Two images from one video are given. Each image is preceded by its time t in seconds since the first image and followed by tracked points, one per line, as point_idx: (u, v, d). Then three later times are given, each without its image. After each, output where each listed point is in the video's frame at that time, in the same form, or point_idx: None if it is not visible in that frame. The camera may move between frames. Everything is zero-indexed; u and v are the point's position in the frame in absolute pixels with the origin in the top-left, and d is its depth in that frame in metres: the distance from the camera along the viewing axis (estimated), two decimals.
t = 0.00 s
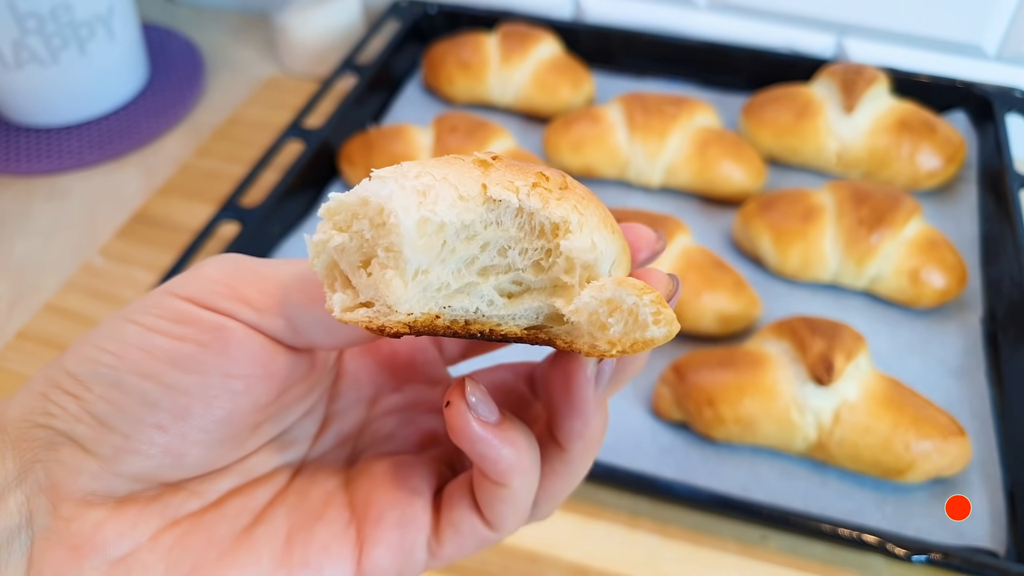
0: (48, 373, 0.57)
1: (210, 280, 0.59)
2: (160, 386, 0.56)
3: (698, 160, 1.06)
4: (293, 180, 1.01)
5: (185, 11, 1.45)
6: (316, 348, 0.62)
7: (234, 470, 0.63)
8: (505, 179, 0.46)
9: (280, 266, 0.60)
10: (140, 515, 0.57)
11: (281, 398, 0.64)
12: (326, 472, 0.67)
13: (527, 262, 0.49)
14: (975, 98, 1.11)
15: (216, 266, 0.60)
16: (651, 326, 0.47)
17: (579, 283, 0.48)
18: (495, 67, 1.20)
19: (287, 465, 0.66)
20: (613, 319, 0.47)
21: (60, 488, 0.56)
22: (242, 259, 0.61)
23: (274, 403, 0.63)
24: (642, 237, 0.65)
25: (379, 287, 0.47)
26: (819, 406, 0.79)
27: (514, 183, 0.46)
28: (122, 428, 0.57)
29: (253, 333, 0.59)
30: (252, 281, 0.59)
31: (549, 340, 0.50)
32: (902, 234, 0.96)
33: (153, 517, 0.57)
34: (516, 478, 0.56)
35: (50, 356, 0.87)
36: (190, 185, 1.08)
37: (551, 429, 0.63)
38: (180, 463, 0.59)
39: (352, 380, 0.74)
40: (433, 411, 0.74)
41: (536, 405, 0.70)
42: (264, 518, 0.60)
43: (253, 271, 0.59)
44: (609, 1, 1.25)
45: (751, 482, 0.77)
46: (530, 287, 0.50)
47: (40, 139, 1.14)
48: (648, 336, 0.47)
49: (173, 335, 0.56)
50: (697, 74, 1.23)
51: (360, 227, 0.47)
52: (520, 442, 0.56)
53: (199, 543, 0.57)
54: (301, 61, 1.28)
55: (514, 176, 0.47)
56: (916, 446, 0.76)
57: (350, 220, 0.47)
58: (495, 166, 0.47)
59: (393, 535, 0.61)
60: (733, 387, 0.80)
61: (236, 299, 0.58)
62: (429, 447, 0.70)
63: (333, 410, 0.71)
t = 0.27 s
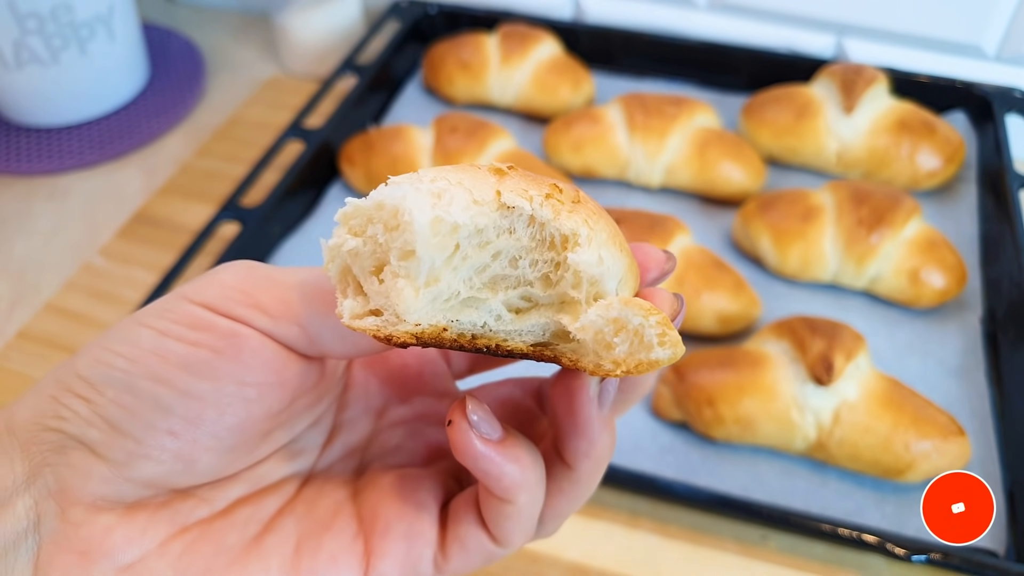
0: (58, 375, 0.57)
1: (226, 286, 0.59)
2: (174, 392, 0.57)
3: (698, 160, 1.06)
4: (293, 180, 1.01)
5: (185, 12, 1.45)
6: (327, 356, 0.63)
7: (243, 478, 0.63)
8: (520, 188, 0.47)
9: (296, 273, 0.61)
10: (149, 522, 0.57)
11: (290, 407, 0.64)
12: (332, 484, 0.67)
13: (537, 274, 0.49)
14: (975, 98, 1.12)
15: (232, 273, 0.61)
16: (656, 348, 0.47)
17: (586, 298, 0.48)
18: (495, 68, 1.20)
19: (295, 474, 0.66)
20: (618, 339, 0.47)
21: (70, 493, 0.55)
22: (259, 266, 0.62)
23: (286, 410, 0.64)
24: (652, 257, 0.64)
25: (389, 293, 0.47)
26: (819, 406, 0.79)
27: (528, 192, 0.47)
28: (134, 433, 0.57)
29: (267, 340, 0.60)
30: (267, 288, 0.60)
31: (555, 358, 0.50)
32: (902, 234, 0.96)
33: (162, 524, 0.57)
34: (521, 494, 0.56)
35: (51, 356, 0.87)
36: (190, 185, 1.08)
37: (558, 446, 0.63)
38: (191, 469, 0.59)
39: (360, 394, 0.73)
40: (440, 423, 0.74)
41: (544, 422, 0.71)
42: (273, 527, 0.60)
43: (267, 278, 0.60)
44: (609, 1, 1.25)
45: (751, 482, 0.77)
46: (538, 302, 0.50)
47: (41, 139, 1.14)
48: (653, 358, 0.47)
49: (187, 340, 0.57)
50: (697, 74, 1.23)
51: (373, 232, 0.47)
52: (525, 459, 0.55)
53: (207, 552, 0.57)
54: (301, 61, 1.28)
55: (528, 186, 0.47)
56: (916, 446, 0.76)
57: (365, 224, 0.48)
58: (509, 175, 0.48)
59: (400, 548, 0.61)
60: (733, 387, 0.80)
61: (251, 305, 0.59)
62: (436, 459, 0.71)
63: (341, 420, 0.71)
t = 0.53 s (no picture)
0: (55, 380, 0.57)
1: (225, 291, 0.59)
2: (174, 399, 0.57)
3: (698, 160, 1.06)
4: (293, 180, 1.01)
5: (185, 12, 1.45)
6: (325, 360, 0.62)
7: (240, 482, 0.63)
8: (524, 195, 0.46)
9: (297, 279, 0.61)
10: (147, 527, 0.57)
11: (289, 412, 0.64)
12: (330, 488, 0.67)
13: (540, 282, 0.49)
14: (975, 98, 1.12)
15: (233, 276, 0.60)
16: (662, 359, 0.47)
17: (590, 307, 0.49)
18: (495, 68, 1.20)
19: (292, 477, 0.66)
20: (624, 349, 0.48)
21: (66, 498, 0.55)
22: (262, 273, 0.62)
23: (284, 415, 0.64)
24: (651, 258, 0.64)
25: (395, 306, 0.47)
26: (819, 406, 0.79)
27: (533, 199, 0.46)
28: (132, 439, 0.57)
29: (268, 347, 0.59)
30: (267, 293, 0.59)
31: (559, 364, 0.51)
32: (902, 234, 0.96)
33: (160, 529, 0.57)
34: (520, 499, 0.56)
35: (51, 356, 0.87)
36: (190, 185, 1.08)
37: (558, 449, 0.63)
38: (190, 475, 0.59)
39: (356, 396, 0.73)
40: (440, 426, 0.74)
41: (545, 426, 0.71)
42: (272, 531, 0.60)
43: (269, 284, 0.60)
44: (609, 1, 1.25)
45: (751, 481, 0.77)
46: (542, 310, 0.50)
47: (41, 139, 1.14)
48: (659, 367, 0.47)
49: (187, 345, 0.57)
50: (697, 74, 1.23)
51: (376, 240, 0.47)
52: (524, 464, 0.55)
53: (206, 557, 0.57)
54: (301, 61, 1.28)
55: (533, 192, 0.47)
56: (916, 446, 0.76)
57: (368, 232, 0.47)
58: (513, 181, 0.47)
59: (399, 552, 0.60)
60: (733, 387, 0.80)
61: (251, 311, 0.58)
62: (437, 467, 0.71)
63: (337, 423, 0.71)
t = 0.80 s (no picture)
0: (45, 377, 0.56)
1: (218, 288, 0.58)
2: (168, 396, 0.56)
3: (698, 160, 1.06)
4: (293, 180, 1.01)
5: (186, 12, 1.45)
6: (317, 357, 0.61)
7: (233, 476, 0.62)
8: (547, 205, 0.46)
9: (290, 275, 0.59)
10: (141, 523, 0.56)
11: (285, 406, 0.64)
12: (326, 477, 0.67)
13: (571, 287, 0.49)
14: (975, 98, 1.11)
15: (225, 273, 0.59)
16: (709, 348, 0.50)
17: (622, 304, 0.49)
18: (495, 68, 1.20)
19: (288, 466, 0.66)
20: (667, 343, 0.50)
21: (57, 497, 0.55)
22: (255, 268, 0.60)
23: (280, 410, 0.64)
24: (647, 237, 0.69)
25: (437, 334, 0.46)
26: (819, 406, 0.79)
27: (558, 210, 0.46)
28: (124, 437, 0.56)
29: (264, 346, 0.58)
30: (261, 291, 0.58)
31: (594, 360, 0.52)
32: (902, 234, 0.96)
33: (155, 524, 0.57)
34: (534, 482, 0.58)
35: (50, 356, 0.87)
36: (190, 185, 1.08)
37: (562, 429, 0.64)
38: (183, 472, 0.59)
39: (350, 378, 0.73)
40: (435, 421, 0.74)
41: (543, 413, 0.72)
42: (268, 524, 0.61)
43: (263, 282, 0.58)
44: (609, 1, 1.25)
45: (750, 481, 0.77)
46: (570, 312, 0.50)
47: (41, 139, 1.14)
48: (706, 357, 0.50)
49: (180, 343, 0.56)
50: (697, 74, 1.23)
51: (405, 267, 0.46)
52: (545, 448, 0.57)
53: (202, 552, 0.57)
54: (301, 61, 1.28)
55: (554, 202, 0.47)
56: (916, 445, 0.76)
57: (394, 259, 0.46)
58: (532, 190, 0.47)
59: (399, 541, 0.62)
60: (733, 387, 0.80)
61: (244, 309, 0.57)
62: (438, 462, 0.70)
63: (330, 413, 0.71)
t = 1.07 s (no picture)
0: (31, 388, 0.56)
1: (205, 294, 0.58)
2: (156, 406, 0.56)
3: (698, 160, 1.06)
4: (293, 180, 1.01)
5: (185, 11, 1.45)
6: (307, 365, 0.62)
7: (224, 488, 0.63)
8: (575, 229, 0.48)
9: (280, 280, 0.59)
10: (133, 535, 0.56)
11: (276, 413, 0.65)
12: (320, 490, 0.68)
13: (601, 306, 0.51)
14: (975, 98, 1.11)
15: (214, 278, 0.59)
16: (750, 352, 0.51)
17: (653, 318, 0.52)
18: (495, 67, 1.20)
19: (281, 480, 0.66)
20: (707, 351, 0.52)
21: (47, 510, 0.53)
22: (244, 272, 0.60)
23: (269, 421, 0.64)
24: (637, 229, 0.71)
25: (486, 374, 0.47)
26: (819, 406, 0.79)
27: (587, 234, 0.48)
28: (115, 448, 0.56)
29: (251, 354, 0.59)
30: (250, 297, 0.58)
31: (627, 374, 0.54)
32: (902, 234, 0.96)
33: (147, 536, 0.57)
34: (541, 493, 0.60)
35: (49, 356, 0.87)
36: (189, 185, 1.08)
37: (568, 435, 0.65)
38: (173, 484, 0.59)
39: (344, 386, 0.74)
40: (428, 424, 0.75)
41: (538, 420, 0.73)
42: (263, 535, 0.61)
43: (252, 287, 0.58)
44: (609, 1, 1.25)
45: (750, 481, 0.77)
46: (600, 330, 0.52)
47: (41, 139, 1.14)
48: (747, 361, 0.52)
49: (169, 352, 0.56)
50: (697, 73, 1.23)
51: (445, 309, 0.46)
52: (557, 459, 0.59)
53: (197, 563, 0.57)
54: (300, 61, 1.28)
55: (580, 225, 0.48)
56: (916, 446, 0.76)
57: (433, 302, 0.46)
58: (556, 216, 0.48)
59: (395, 552, 0.63)
60: (733, 387, 0.80)
61: (233, 316, 0.57)
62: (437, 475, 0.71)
63: (324, 422, 0.72)
